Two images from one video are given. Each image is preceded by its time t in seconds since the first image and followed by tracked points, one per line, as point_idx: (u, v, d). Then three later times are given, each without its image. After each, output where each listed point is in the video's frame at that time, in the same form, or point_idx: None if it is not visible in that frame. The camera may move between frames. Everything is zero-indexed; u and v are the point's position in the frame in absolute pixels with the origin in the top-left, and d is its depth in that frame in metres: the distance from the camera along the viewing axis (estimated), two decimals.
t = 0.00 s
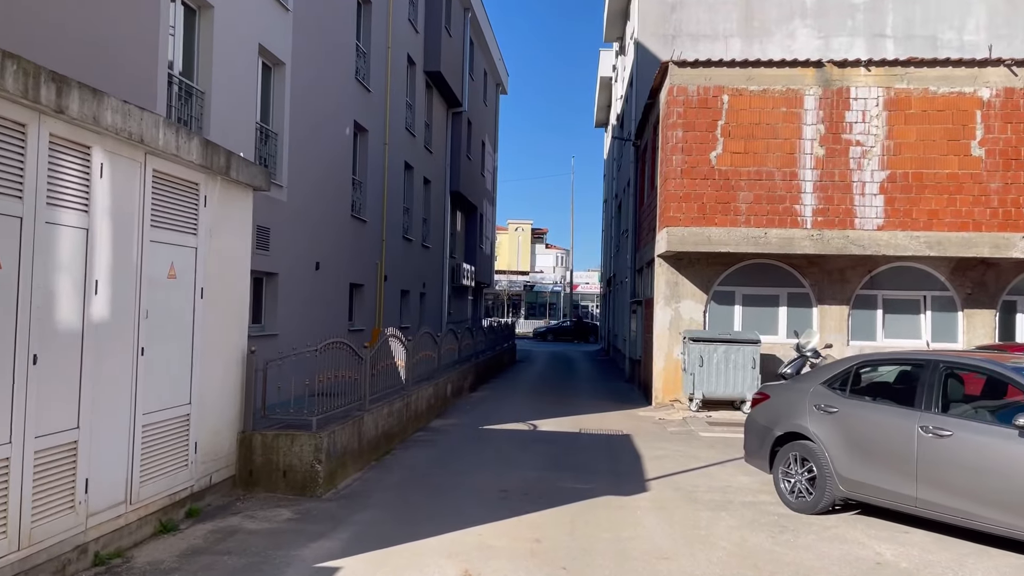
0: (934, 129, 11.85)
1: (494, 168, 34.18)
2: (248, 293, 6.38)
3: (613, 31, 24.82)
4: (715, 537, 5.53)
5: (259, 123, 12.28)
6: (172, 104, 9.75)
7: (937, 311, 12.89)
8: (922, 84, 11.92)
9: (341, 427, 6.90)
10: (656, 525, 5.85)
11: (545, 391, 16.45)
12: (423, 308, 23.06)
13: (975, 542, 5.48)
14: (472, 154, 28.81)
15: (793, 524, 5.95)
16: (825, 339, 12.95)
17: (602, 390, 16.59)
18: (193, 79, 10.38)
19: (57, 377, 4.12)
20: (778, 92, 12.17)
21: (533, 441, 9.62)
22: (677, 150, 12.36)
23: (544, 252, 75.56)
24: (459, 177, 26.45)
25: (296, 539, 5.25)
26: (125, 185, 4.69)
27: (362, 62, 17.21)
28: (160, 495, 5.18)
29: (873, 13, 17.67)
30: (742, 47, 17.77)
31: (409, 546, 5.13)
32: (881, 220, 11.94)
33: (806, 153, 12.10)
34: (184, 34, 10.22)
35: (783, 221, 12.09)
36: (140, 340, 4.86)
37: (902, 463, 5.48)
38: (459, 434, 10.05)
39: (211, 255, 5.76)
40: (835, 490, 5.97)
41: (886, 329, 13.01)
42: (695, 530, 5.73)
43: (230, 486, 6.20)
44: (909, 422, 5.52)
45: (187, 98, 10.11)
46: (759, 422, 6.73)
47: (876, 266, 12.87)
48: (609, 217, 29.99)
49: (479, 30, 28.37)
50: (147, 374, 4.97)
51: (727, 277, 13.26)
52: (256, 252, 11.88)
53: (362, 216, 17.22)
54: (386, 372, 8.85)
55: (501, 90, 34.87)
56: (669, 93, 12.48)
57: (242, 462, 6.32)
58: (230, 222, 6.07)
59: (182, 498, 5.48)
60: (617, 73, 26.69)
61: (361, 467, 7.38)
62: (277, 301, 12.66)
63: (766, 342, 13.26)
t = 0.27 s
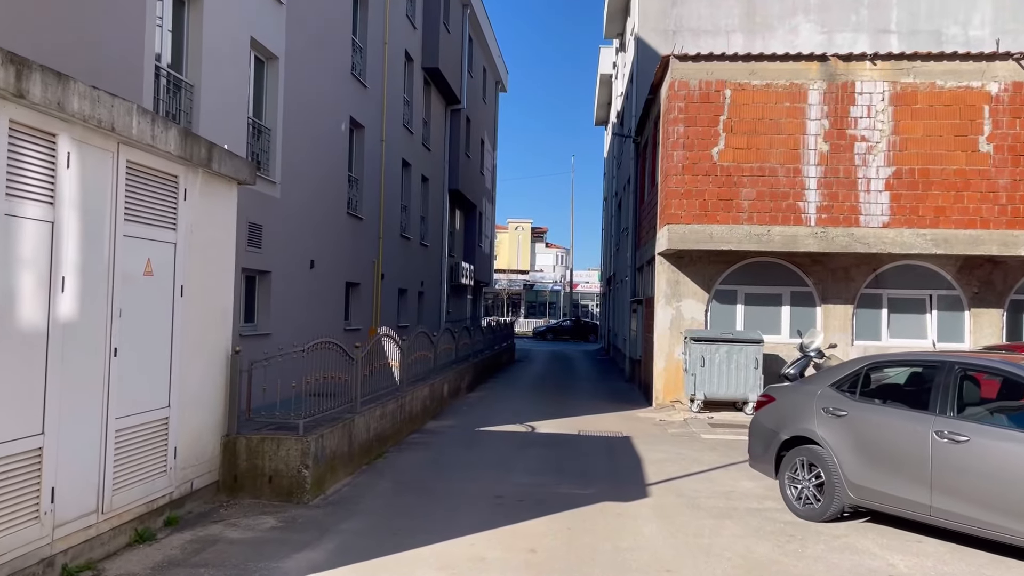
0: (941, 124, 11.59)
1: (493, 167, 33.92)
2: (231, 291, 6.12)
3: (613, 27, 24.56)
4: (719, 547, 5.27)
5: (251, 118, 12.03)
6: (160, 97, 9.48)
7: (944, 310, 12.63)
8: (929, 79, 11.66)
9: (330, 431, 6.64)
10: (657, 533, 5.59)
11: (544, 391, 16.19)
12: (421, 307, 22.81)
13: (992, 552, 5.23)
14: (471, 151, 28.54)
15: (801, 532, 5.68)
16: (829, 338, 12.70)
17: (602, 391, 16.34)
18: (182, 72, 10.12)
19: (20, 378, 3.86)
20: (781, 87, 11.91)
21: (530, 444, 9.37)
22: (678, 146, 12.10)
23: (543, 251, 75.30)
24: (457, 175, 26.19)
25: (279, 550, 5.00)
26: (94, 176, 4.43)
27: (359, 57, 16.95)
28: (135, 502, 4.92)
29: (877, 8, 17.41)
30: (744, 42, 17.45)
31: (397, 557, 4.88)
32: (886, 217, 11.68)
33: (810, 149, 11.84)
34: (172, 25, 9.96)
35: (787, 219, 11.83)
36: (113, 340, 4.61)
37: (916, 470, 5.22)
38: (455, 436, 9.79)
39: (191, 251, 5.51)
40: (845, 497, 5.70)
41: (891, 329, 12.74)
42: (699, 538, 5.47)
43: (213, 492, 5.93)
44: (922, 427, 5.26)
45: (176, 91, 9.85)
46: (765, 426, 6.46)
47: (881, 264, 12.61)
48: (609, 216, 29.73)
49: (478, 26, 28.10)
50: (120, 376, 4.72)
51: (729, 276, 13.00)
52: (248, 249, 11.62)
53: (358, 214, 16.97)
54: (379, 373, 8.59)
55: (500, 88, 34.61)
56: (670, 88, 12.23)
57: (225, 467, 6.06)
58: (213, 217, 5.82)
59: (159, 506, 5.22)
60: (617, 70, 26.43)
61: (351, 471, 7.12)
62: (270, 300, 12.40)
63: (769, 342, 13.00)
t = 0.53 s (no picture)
0: (953, 117, 11.28)
1: (494, 165, 33.61)
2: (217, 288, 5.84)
3: (616, 23, 24.26)
4: (730, 558, 4.98)
5: (246, 112, 11.75)
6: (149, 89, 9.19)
7: (955, 309, 12.32)
8: (941, 71, 11.35)
9: (321, 434, 6.35)
10: (663, 542, 5.31)
11: (546, 391, 15.90)
12: (421, 307, 22.53)
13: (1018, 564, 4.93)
14: (472, 149, 28.26)
15: (816, 542, 5.39)
16: (838, 338, 12.40)
17: (605, 391, 16.03)
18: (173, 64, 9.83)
19: None
20: (789, 80, 11.61)
21: (531, 446, 9.07)
22: (683, 141, 11.81)
23: (545, 250, 74.98)
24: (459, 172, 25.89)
25: (264, 562, 4.72)
26: (64, 164, 4.16)
27: (357, 52, 16.66)
28: (111, 510, 4.64)
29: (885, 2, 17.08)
30: (750, 36, 17.06)
31: (388, 570, 4.60)
32: (897, 213, 11.37)
33: (819, 143, 11.53)
34: (163, 16, 9.68)
35: (795, 215, 11.53)
36: (85, 339, 4.33)
37: (938, 476, 4.93)
38: (453, 438, 9.51)
39: (173, 245, 5.23)
40: (862, 504, 5.41)
41: (901, 328, 12.45)
42: (708, 548, 5.19)
43: (197, 499, 5.65)
44: (944, 430, 4.97)
45: (167, 84, 9.57)
46: (776, 429, 6.17)
47: (891, 262, 12.31)
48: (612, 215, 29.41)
49: (480, 22, 27.80)
50: (93, 377, 4.44)
51: (735, 274, 12.70)
52: (242, 246, 11.34)
53: (357, 211, 16.69)
54: (374, 373, 8.30)
55: (502, 85, 34.31)
56: (675, 81, 11.93)
57: (210, 473, 5.78)
58: (196, 209, 5.53)
59: (137, 515, 4.94)
60: (620, 67, 26.11)
61: (344, 476, 6.84)
62: (266, 298, 12.12)
63: (776, 341, 12.71)
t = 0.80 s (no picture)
0: (968, 111, 10.99)
1: (497, 162, 33.33)
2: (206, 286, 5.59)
3: (621, 18, 23.96)
4: (745, 571, 4.72)
5: (243, 106, 11.50)
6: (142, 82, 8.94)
7: (969, 308, 12.03)
8: (955, 64, 11.07)
9: (316, 438, 6.10)
10: (674, 553, 5.05)
11: (550, 391, 15.63)
12: (423, 305, 22.28)
13: None
14: (475, 146, 27.99)
15: (836, 554, 5.12)
16: (848, 337, 12.12)
17: (610, 391, 15.77)
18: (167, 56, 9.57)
19: None
20: (799, 73, 11.34)
21: (535, 449, 8.80)
22: (691, 135, 11.54)
23: (549, 249, 74.69)
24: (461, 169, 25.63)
25: None
26: (37, 153, 3.91)
27: (358, 46, 16.40)
28: (91, 521, 4.39)
29: None
30: (756, 31, 16.60)
31: None
32: (910, 209, 11.09)
33: (830, 137, 11.26)
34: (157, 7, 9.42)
35: (805, 211, 11.25)
36: (61, 340, 4.09)
37: (965, 484, 4.66)
38: (455, 441, 9.25)
39: (159, 241, 4.98)
40: (883, 513, 5.14)
41: (913, 327, 12.17)
42: (721, 560, 4.93)
43: (185, 507, 5.40)
44: (972, 436, 4.71)
45: (161, 77, 9.32)
46: (791, 434, 5.90)
47: (903, 260, 12.03)
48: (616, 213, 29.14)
49: (483, 18, 27.52)
50: (71, 380, 4.19)
51: (743, 272, 12.43)
52: (240, 244, 11.09)
53: (358, 208, 16.44)
54: (373, 374, 8.05)
55: (505, 82, 34.04)
56: (683, 74, 11.66)
57: (200, 479, 5.52)
58: (184, 204, 5.28)
59: (121, 525, 4.70)
60: (625, 63, 25.84)
61: (340, 481, 6.59)
62: (264, 297, 11.87)
63: (785, 341, 12.43)
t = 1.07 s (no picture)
0: (985, 101, 10.68)
1: (501, 158, 33.02)
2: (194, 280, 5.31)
3: (626, 11, 23.64)
4: None
5: (240, 98, 11.24)
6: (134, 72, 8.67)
7: (984, 304, 11.72)
8: (972, 53, 10.75)
9: (309, 439, 5.83)
10: (685, 562, 4.78)
11: (554, 389, 15.35)
12: (426, 302, 22.02)
13: None
14: (479, 141, 27.70)
15: (856, 563, 4.84)
16: (860, 334, 11.82)
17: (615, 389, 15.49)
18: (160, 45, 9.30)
19: None
20: (810, 62, 11.03)
21: (538, 450, 8.53)
22: (699, 127, 11.24)
23: (553, 246, 74.37)
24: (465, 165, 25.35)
25: None
26: (4, 136, 3.64)
27: (359, 38, 16.11)
28: (68, 529, 4.13)
29: None
30: (765, 22, 16.45)
31: None
32: (925, 203, 10.78)
33: (842, 129, 10.95)
34: None
35: (817, 205, 10.95)
36: (32, 337, 3.83)
37: (996, 490, 4.37)
38: (456, 441, 8.99)
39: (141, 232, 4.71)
40: (906, 520, 4.85)
41: (927, 324, 11.86)
42: (735, 570, 4.65)
43: (170, 512, 5.14)
44: (1001, 438, 4.42)
45: (154, 66, 9.05)
46: (807, 435, 5.61)
47: (916, 255, 11.72)
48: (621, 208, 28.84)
49: (486, 12, 27.21)
50: (43, 380, 3.93)
51: (752, 267, 12.14)
52: (237, 239, 10.83)
53: (359, 203, 16.18)
54: (371, 372, 7.78)
55: (508, 77, 33.74)
56: (691, 64, 11.37)
57: (186, 482, 5.26)
58: (169, 193, 5.01)
59: (100, 532, 4.43)
60: (630, 56, 25.52)
61: (335, 485, 6.32)
62: (262, 293, 11.62)
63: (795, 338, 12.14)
